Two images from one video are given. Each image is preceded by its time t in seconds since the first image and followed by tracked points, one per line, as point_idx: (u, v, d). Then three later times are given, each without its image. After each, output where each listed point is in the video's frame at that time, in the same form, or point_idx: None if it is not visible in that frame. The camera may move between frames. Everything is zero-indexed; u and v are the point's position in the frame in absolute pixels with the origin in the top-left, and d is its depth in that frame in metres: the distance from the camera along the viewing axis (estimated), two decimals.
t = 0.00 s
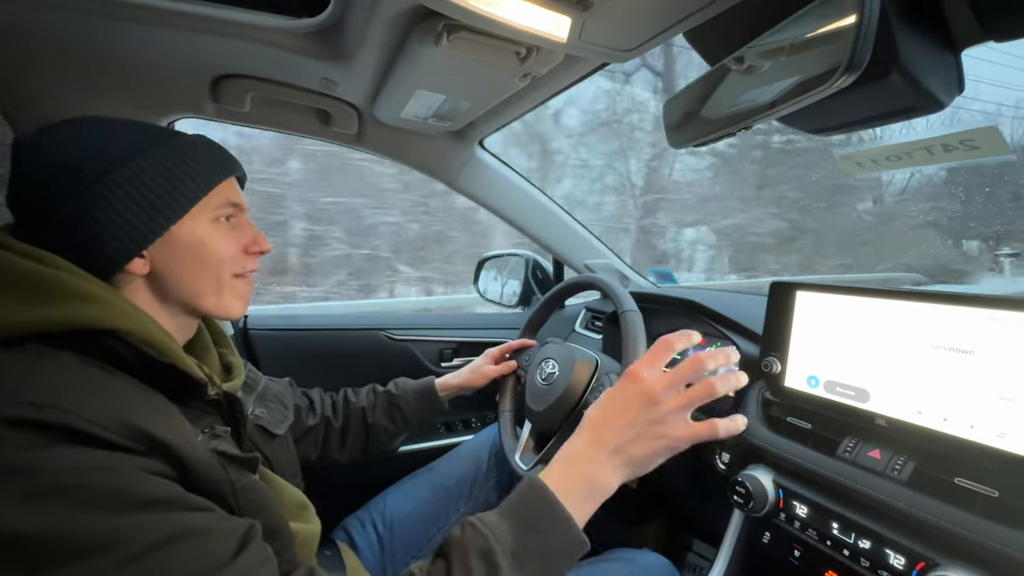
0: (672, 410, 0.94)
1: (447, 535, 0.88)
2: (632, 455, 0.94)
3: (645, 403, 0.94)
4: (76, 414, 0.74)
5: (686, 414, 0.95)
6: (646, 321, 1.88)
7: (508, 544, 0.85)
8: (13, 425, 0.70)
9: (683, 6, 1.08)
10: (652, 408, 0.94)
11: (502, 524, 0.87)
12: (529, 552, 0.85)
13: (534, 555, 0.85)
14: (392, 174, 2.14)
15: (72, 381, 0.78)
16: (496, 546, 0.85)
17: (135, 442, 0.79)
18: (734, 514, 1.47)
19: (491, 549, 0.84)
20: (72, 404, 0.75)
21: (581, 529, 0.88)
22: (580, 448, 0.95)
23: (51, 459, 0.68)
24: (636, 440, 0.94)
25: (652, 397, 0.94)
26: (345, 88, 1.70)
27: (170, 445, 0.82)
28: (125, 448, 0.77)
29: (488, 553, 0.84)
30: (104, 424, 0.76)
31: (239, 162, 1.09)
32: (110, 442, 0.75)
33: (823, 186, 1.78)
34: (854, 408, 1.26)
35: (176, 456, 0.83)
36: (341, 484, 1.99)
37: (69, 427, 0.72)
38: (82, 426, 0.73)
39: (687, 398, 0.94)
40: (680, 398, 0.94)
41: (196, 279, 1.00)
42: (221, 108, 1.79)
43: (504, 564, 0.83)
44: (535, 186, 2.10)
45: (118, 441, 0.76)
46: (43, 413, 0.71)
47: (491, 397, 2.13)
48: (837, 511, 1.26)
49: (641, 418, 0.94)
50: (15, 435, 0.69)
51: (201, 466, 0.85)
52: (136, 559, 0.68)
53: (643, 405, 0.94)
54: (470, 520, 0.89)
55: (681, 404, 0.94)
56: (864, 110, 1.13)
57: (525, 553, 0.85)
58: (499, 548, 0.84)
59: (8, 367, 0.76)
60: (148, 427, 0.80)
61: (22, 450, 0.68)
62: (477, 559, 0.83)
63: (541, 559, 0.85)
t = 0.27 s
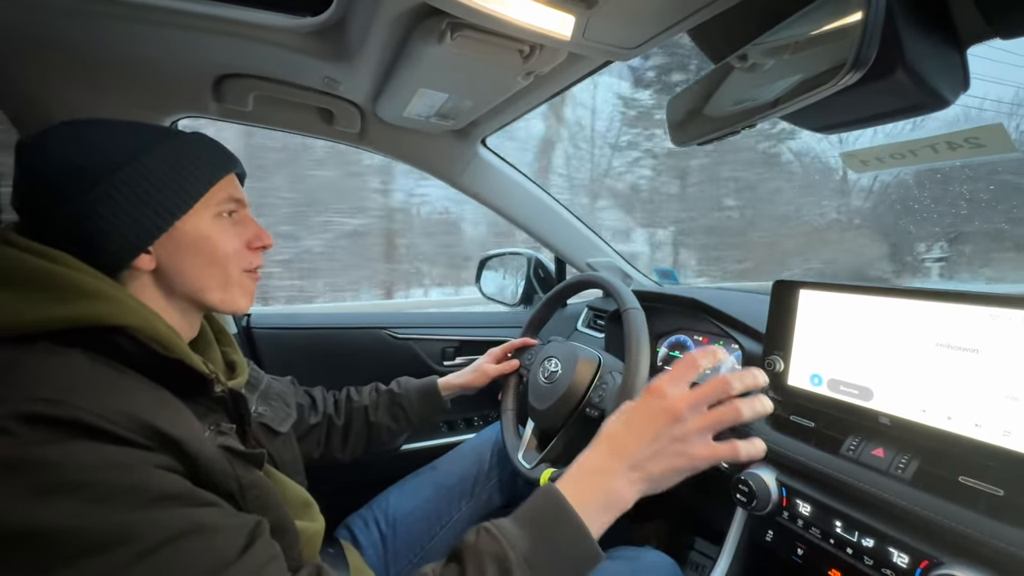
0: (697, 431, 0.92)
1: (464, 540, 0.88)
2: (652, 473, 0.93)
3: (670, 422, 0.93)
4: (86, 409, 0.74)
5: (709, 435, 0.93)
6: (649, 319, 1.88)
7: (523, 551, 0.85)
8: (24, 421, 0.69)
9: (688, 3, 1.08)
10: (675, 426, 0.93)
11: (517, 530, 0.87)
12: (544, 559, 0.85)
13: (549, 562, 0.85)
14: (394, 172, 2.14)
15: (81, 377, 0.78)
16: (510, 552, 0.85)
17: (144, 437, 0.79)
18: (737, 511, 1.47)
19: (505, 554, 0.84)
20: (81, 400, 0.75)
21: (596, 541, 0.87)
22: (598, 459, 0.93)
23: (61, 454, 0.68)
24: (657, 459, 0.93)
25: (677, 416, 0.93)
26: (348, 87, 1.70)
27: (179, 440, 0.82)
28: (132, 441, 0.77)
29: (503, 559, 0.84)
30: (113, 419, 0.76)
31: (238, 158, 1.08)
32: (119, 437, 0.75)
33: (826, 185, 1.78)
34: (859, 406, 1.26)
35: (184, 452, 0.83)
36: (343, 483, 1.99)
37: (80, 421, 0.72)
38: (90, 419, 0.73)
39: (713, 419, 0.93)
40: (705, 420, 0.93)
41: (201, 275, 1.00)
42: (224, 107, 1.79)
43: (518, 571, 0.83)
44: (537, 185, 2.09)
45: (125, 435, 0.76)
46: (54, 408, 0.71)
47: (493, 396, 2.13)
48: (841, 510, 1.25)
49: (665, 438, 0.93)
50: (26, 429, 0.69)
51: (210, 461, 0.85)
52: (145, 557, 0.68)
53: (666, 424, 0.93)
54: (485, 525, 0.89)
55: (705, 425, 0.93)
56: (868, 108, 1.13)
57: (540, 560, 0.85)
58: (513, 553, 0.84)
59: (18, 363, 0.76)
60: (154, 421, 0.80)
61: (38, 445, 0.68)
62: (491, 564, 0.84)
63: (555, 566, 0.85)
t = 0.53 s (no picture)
0: (636, 373, 0.78)
1: (422, 529, 0.86)
2: (600, 428, 0.80)
3: (603, 367, 0.79)
4: (76, 411, 0.74)
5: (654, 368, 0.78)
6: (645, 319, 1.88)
7: (478, 540, 0.82)
8: (15, 423, 0.70)
9: (681, 4, 1.09)
10: (610, 371, 0.79)
11: (472, 518, 0.84)
12: (500, 546, 0.81)
13: (506, 550, 0.81)
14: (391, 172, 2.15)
15: (74, 379, 0.78)
16: (465, 542, 0.82)
17: (135, 438, 0.79)
18: (732, 510, 1.49)
19: (460, 545, 0.82)
20: (73, 401, 0.75)
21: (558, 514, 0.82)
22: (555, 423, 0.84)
23: (49, 454, 0.69)
24: (599, 411, 0.80)
25: (610, 360, 0.78)
26: (345, 87, 1.70)
27: (170, 442, 0.82)
28: (122, 444, 0.77)
29: (458, 551, 0.82)
30: (104, 420, 0.77)
31: (241, 162, 1.10)
32: (110, 439, 0.76)
33: (821, 186, 1.79)
34: (852, 405, 1.26)
35: (174, 453, 0.83)
36: (341, 482, 2.00)
37: (69, 423, 0.73)
38: (79, 421, 0.74)
39: (650, 352, 0.77)
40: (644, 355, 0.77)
41: (199, 276, 1.01)
42: (221, 107, 1.79)
43: (472, 560, 0.81)
44: (534, 185, 2.10)
45: (115, 437, 0.76)
46: (45, 409, 0.72)
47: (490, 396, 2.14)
48: (835, 508, 1.26)
49: (603, 386, 0.80)
50: (12, 429, 0.70)
51: (201, 462, 0.86)
52: (135, 557, 0.68)
53: (601, 370, 0.79)
54: (444, 514, 0.86)
55: (643, 361, 0.78)
56: (861, 108, 1.14)
57: (496, 548, 0.81)
58: (467, 544, 0.82)
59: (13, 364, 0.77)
60: (145, 422, 0.81)
61: (24, 447, 0.69)
62: (447, 557, 0.82)
63: (513, 553, 0.81)
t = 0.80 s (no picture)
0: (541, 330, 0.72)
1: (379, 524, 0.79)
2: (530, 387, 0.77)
3: (506, 335, 0.74)
4: (76, 418, 0.74)
5: (557, 317, 0.72)
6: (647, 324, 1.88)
7: (439, 530, 0.75)
8: (9, 430, 0.70)
9: (684, 10, 1.09)
10: (513, 337, 0.73)
11: (431, 507, 0.77)
12: (463, 533, 0.75)
13: (469, 535, 0.75)
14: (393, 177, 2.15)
15: (76, 385, 0.78)
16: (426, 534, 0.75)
17: (135, 446, 0.79)
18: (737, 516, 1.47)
19: (420, 537, 0.75)
20: (74, 408, 0.75)
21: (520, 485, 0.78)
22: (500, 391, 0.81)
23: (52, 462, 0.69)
24: (524, 372, 0.76)
25: (509, 327, 0.73)
26: (347, 92, 1.70)
27: (170, 449, 0.82)
28: (121, 451, 0.77)
29: (419, 544, 0.74)
30: (104, 427, 0.76)
31: (243, 168, 1.09)
32: (110, 446, 0.76)
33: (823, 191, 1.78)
34: (856, 410, 1.26)
35: (175, 460, 0.83)
36: (342, 487, 1.99)
37: (68, 431, 0.73)
38: (76, 428, 0.74)
39: (544, 302, 0.72)
40: (543, 309, 0.72)
41: (201, 282, 1.00)
42: (223, 112, 1.80)
43: (435, 551, 0.74)
44: (536, 190, 2.10)
45: (113, 444, 0.76)
46: (42, 416, 0.72)
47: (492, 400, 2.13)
48: (840, 514, 1.26)
49: (519, 355, 0.75)
50: (11, 438, 0.70)
51: (202, 470, 0.86)
52: (137, 566, 0.68)
53: (513, 338, 0.73)
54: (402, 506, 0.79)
55: (542, 314, 0.72)
56: (863, 113, 1.14)
57: (458, 536, 0.75)
58: (428, 534, 0.75)
59: (14, 369, 0.77)
60: (144, 429, 0.80)
61: (22, 455, 0.68)
62: (407, 551, 0.74)
63: (478, 537, 0.75)
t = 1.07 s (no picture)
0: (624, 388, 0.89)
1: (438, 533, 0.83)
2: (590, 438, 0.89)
3: (583, 393, 0.90)
4: (78, 413, 0.75)
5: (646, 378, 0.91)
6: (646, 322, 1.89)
7: (501, 547, 0.81)
8: (14, 424, 0.70)
9: (682, 9, 1.09)
10: (595, 394, 0.89)
11: (494, 523, 0.82)
12: (521, 552, 0.81)
13: (529, 554, 0.81)
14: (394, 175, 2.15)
15: (78, 381, 0.79)
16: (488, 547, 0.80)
17: (137, 441, 0.80)
18: (733, 514, 1.49)
19: (482, 550, 0.80)
20: (77, 403, 0.76)
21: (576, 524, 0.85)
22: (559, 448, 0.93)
23: (53, 456, 0.69)
24: (591, 422, 0.90)
25: (591, 385, 0.89)
26: (346, 90, 1.71)
27: (171, 444, 0.83)
28: (122, 445, 0.77)
29: (481, 555, 0.79)
30: (106, 423, 0.77)
31: (247, 167, 1.10)
32: (112, 441, 0.76)
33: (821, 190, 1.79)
34: (852, 409, 1.26)
35: (176, 455, 0.83)
36: (341, 485, 2.00)
37: (70, 426, 0.73)
38: (81, 423, 0.74)
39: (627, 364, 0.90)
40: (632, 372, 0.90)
41: (205, 279, 1.01)
42: (223, 110, 1.80)
43: (494, 563, 0.79)
44: (535, 188, 2.10)
45: (115, 438, 0.77)
46: (45, 411, 0.72)
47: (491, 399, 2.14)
48: (836, 512, 1.26)
49: (590, 410, 0.90)
50: (19, 431, 0.70)
51: (202, 464, 0.86)
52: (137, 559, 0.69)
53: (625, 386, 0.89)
54: (462, 518, 0.84)
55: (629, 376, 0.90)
56: (860, 112, 1.14)
57: (516, 551, 0.81)
58: (491, 549, 0.80)
59: (16, 365, 0.77)
60: (146, 424, 0.81)
61: (28, 448, 0.69)
62: (469, 563, 0.79)
63: (534, 556, 0.81)
